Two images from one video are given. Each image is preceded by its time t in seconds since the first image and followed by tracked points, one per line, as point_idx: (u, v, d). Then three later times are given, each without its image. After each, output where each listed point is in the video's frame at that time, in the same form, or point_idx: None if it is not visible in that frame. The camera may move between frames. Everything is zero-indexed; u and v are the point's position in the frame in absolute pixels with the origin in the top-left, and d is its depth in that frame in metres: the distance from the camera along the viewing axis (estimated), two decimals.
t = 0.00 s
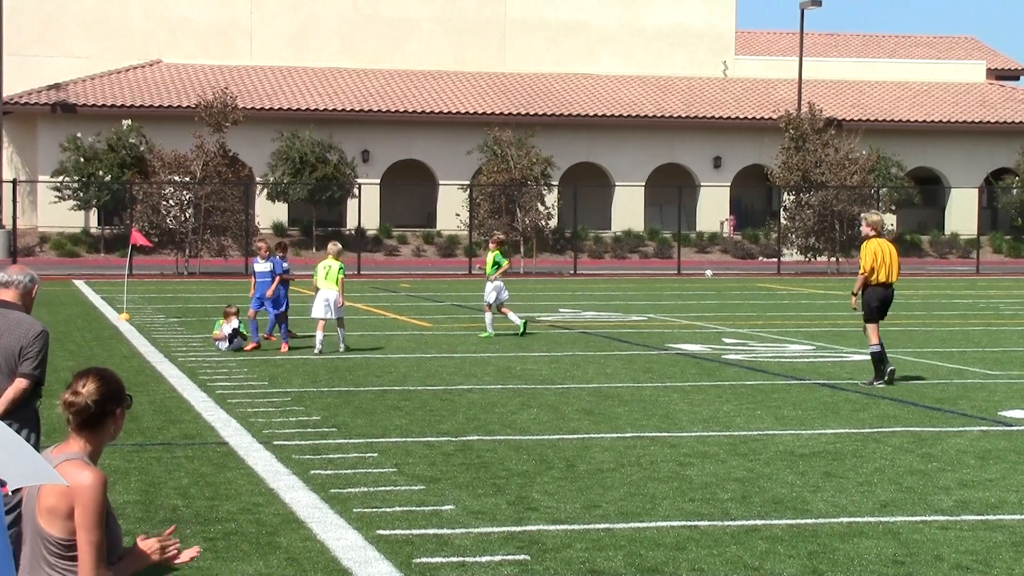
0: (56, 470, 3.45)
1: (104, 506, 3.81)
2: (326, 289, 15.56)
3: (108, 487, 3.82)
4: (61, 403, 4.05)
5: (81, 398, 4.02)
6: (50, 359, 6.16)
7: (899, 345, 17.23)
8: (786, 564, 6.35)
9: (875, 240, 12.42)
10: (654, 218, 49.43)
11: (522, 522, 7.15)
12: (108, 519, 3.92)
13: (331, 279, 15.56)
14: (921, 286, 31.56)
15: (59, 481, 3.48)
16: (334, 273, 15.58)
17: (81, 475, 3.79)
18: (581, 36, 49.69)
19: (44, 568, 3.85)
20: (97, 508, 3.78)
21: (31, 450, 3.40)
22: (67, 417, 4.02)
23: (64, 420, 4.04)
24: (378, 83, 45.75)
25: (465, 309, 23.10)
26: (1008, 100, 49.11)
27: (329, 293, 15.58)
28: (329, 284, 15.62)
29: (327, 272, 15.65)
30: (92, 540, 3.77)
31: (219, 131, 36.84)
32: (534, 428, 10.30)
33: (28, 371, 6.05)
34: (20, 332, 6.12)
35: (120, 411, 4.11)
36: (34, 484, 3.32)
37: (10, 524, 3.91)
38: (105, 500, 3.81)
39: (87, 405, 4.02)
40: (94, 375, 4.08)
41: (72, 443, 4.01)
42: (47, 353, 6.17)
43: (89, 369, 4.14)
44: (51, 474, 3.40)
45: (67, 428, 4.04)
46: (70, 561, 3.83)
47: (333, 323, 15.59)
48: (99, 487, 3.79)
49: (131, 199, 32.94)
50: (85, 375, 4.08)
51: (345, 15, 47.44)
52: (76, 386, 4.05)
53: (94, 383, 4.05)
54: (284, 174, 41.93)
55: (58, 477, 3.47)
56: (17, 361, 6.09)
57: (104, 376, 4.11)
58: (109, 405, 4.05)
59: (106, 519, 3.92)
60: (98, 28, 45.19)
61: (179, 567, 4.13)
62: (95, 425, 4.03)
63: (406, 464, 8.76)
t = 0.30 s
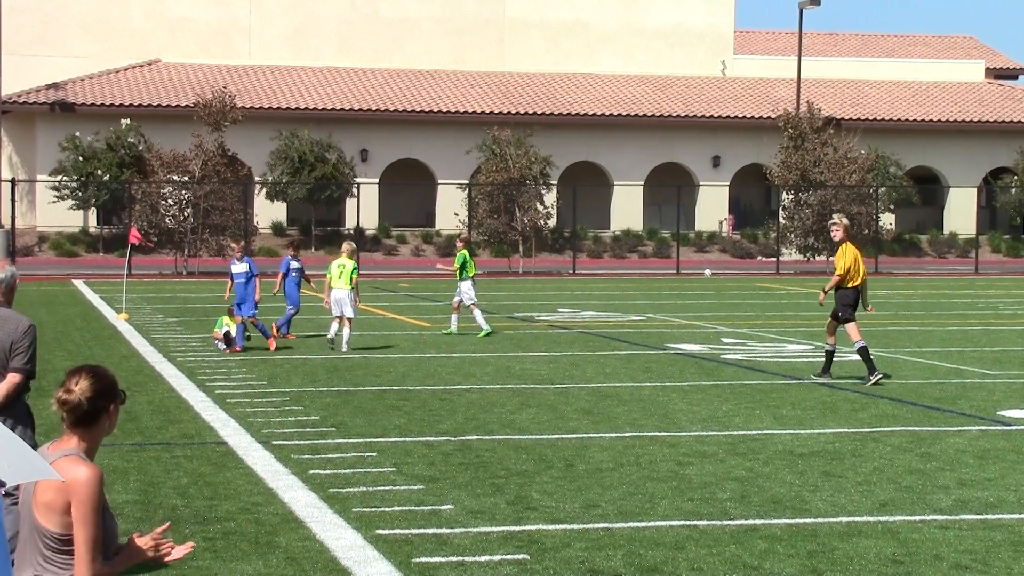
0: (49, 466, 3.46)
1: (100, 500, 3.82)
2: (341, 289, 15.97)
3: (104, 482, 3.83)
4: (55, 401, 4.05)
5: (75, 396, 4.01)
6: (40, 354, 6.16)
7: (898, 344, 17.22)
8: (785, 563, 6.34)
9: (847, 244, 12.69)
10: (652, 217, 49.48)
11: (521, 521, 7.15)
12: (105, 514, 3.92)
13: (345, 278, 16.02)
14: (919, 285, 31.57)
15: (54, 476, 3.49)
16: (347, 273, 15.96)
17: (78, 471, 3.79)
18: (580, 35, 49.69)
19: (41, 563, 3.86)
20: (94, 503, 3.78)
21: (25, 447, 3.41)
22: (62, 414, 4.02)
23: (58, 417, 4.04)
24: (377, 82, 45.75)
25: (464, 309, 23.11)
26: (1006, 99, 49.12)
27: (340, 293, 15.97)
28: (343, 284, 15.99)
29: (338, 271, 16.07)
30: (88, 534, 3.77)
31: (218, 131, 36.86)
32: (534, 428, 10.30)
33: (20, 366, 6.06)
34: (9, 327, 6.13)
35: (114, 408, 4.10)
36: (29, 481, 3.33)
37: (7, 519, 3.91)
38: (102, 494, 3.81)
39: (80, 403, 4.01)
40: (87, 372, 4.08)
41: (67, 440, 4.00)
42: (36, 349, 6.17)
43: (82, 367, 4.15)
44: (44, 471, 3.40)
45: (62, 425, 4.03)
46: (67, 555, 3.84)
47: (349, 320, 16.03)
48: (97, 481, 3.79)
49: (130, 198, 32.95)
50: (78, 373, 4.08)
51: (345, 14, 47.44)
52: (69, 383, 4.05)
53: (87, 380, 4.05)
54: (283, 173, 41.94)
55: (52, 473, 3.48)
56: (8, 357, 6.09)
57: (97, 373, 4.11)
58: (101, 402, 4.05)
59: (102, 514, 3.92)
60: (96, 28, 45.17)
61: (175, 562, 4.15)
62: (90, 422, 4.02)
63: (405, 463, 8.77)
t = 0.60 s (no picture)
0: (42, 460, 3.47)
1: (94, 494, 3.82)
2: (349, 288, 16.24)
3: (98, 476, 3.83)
4: (55, 395, 4.05)
5: (69, 389, 4.02)
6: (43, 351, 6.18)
7: (897, 344, 17.23)
8: (784, 563, 6.34)
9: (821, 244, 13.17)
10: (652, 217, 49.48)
11: (521, 521, 7.15)
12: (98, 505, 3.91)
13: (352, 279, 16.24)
14: (919, 285, 31.49)
15: (44, 469, 3.49)
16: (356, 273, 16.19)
17: (71, 464, 3.80)
18: (579, 35, 49.69)
19: (35, 555, 3.85)
20: (88, 495, 3.78)
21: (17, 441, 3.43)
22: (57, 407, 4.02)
23: (53, 411, 4.04)
24: (376, 82, 45.74)
25: (463, 309, 23.06)
26: (1005, 99, 49.15)
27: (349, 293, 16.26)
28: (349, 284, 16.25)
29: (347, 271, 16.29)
30: (82, 526, 3.77)
31: (218, 131, 36.85)
32: (533, 427, 10.29)
33: (27, 362, 6.06)
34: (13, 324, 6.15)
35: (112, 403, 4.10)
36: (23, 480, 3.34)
37: (2, 514, 3.92)
38: (95, 489, 3.82)
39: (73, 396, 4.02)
40: (79, 365, 4.07)
41: (64, 435, 4.00)
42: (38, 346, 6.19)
43: (84, 363, 4.14)
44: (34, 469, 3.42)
45: (58, 420, 4.03)
46: (61, 549, 3.83)
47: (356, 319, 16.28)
48: (92, 474, 3.80)
49: (129, 198, 32.93)
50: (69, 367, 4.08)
51: (344, 14, 47.44)
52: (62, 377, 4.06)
53: (80, 373, 4.04)
54: (283, 173, 41.93)
55: (46, 469, 3.49)
56: (14, 354, 6.09)
57: (90, 366, 4.10)
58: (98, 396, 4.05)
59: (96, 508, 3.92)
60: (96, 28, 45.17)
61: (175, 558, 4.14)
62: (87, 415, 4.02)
63: (404, 463, 8.76)
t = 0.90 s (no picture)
0: (37, 458, 3.49)
1: (86, 494, 3.81)
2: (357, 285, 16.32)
3: (91, 475, 3.83)
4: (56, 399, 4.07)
5: (71, 392, 4.03)
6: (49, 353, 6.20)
7: (897, 344, 17.19)
8: (784, 563, 6.34)
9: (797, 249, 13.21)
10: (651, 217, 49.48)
11: (521, 521, 7.15)
12: (94, 505, 3.90)
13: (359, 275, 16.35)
14: (919, 285, 31.38)
15: (34, 466, 3.51)
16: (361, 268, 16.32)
17: (65, 463, 3.80)
18: (579, 34, 49.69)
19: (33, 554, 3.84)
20: (80, 494, 3.78)
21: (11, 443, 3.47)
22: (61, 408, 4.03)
23: (58, 412, 4.06)
24: (376, 82, 45.74)
25: (462, 308, 23.02)
26: (1005, 99, 49.13)
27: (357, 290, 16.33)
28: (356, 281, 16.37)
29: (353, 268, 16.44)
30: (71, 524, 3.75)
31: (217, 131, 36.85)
32: (533, 428, 10.29)
33: (37, 360, 6.08)
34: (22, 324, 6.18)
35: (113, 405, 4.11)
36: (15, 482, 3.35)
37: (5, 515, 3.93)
38: (87, 489, 3.81)
39: (76, 398, 4.03)
40: (83, 367, 4.08)
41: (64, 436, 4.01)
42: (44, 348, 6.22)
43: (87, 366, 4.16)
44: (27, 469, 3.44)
45: (62, 423, 4.04)
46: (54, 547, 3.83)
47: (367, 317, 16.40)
48: (85, 473, 3.80)
49: (129, 198, 32.90)
50: (73, 369, 4.09)
51: (344, 14, 47.45)
52: (64, 380, 4.06)
53: (82, 375, 4.05)
54: (282, 173, 41.95)
55: (41, 469, 3.50)
56: (23, 353, 6.10)
57: (94, 368, 4.11)
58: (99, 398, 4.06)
59: (91, 509, 3.91)
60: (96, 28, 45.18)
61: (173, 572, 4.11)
62: (84, 419, 4.02)
63: (404, 463, 8.75)
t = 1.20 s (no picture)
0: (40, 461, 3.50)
1: (83, 494, 3.83)
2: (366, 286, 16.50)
3: (89, 475, 3.85)
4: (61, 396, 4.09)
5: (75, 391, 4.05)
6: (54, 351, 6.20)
7: (897, 344, 17.16)
8: (785, 562, 6.35)
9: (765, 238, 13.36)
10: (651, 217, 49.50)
11: (521, 521, 7.14)
12: (92, 501, 3.92)
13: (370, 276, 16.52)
14: (920, 285, 31.27)
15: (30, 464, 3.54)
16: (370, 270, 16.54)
17: (64, 464, 3.82)
18: (578, 34, 49.68)
19: (31, 552, 3.86)
20: (77, 493, 3.80)
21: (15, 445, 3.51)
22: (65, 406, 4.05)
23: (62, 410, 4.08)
24: (375, 82, 45.73)
25: (462, 308, 22.98)
26: (1005, 98, 49.13)
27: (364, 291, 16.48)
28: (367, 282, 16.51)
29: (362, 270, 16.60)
30: (67, 524, 3.77)
31: (217, 131, 36.84)
32: (533, 427, 10.27)
33: (43, 359, 6.08)
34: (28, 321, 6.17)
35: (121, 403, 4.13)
36: (18, 483, 3.36)
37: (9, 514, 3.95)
38: (85, 489, 3.83)
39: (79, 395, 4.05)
40: (87, 365, 4.10)
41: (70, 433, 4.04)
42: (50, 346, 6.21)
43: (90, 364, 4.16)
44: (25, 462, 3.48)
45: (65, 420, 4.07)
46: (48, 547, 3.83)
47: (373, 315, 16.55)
48: (82, 473, 3.83)
49: (129, 197, 32.89)
50: (78, 369, 4.11)
51: (344, 14, 47.45)
52: (69, 379, 4.08)
53: (87, 373, 4.07)
54: (282, 173, 42.02)
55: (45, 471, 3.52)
56: (30, 350, 6.10)
57: (98, 368, 4.13)
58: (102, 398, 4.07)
59: (87, 508, 3.92)
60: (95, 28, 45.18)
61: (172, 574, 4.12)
62: (87, 417, 4.03)
63: (404, 463, 8.75)
